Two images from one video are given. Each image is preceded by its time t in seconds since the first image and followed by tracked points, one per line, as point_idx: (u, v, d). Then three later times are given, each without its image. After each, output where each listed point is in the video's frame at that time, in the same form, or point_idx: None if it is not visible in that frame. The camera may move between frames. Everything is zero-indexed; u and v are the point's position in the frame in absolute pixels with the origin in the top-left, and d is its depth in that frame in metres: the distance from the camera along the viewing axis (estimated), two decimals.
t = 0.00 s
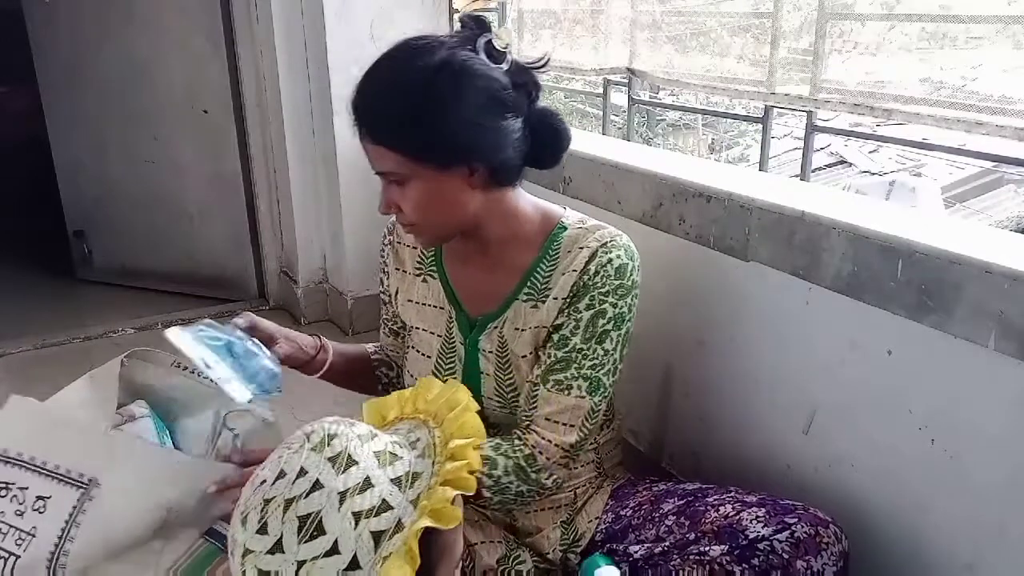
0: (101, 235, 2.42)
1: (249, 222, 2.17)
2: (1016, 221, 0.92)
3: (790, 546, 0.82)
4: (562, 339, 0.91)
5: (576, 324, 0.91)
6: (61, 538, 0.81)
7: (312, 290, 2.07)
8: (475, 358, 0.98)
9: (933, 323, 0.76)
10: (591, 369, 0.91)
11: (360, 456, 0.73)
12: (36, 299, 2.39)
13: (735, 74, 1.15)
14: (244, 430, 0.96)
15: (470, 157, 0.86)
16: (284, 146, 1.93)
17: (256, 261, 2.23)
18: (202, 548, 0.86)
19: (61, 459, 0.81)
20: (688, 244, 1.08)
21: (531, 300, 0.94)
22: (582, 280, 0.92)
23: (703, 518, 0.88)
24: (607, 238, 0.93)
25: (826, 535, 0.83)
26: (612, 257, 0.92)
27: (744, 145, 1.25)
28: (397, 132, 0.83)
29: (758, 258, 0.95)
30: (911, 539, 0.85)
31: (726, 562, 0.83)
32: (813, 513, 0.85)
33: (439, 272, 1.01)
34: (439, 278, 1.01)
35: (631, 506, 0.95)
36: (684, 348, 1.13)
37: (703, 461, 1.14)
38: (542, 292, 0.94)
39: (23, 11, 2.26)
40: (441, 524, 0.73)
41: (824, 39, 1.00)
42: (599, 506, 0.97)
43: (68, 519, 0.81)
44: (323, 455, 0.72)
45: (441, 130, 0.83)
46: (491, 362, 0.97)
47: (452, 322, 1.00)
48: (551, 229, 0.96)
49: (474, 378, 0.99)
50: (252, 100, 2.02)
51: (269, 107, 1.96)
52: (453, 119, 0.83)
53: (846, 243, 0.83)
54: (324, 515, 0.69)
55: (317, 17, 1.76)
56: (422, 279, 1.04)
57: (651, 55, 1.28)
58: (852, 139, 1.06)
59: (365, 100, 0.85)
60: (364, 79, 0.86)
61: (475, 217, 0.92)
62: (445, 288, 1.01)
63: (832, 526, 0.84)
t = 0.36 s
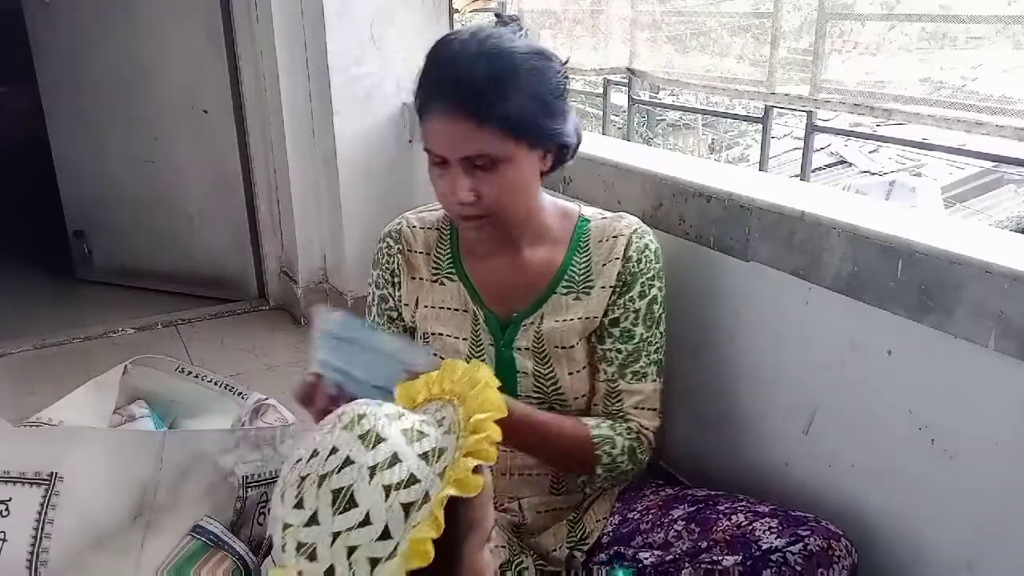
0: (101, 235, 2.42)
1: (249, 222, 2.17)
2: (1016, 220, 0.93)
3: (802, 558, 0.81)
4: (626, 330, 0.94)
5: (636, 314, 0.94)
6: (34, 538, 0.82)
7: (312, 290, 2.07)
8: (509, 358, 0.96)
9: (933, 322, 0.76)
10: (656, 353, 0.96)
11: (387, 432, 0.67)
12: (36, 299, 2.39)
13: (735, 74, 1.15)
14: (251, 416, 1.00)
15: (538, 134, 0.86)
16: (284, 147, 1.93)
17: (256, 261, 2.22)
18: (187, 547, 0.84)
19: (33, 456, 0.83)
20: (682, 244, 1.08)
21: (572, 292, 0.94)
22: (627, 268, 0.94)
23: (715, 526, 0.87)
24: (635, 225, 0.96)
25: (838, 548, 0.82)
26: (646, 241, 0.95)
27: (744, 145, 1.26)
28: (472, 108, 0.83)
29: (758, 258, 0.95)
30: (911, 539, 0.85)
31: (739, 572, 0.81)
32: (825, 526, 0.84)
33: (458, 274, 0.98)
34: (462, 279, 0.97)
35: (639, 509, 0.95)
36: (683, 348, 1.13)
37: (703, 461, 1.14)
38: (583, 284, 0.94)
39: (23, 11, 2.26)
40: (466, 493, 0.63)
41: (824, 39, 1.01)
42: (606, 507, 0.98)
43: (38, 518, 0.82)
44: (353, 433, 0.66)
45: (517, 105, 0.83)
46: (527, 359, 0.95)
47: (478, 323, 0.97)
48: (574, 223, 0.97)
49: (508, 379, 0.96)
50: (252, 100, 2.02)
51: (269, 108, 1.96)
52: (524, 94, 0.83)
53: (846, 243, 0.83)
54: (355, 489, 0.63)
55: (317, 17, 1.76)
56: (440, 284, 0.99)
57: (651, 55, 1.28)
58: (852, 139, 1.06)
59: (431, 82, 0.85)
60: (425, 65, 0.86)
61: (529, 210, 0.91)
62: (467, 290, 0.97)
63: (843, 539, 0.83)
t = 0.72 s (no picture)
0: (101, 234, 2.42)
1: (249, 222, 2.17)
2: (1016, 221, 0.92)
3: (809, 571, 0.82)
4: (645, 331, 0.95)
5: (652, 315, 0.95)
6: (35, 538, 0.82)
7: (312, 290, 2.07)
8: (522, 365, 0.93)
9: (933, 322, 0.76)
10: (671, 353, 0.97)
11: (441, 418, 0.66)
12: (35, 298, 2.39)
13: (735, 74, 1.15)
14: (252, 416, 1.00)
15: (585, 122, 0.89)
16: (284, 146, 1.93)
17: (256, 261, 2.22)
18: (188, 546, 0.85)
19: (30, 455, 0.83)
20: (682, 241, 1.07)
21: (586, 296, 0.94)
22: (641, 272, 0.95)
23: (721, 536, 0.89)
24: (645, 227, 0.97)
25: (845, 562, 0.83)
26: (658, 243, 0.96)
27: (744, 145, 1.25)
28: (536, 81, 0.85)
29: (758, 258, 0.95)
30: (910, 538, 0.85)
31: None
32: (832, 540, 0.85)
33: (467, 279, 0.95)
34: (473, 284, 0.95)
35: (643, 513, 0.96)
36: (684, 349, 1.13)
37: (702, 461, 1.15)
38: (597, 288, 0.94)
39: (23, 11, 2.25)
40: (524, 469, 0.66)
41: (824, 39, 1.01)
42: (608, 511, 0.97)
43: (38, 518, 0.82)
44: (408, 417, 0.66)
45: (575, 85, 0.86)
46: (539, 367, 0.93)
47: (488, 330, 0.94)
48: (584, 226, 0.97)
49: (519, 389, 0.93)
50: (252, 100, 2.02)
51: (269, 107, 1.96)
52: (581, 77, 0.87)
53: (846, 243, 0.83)
54: (412, 468, 0.63)
55: (317, 17, 1.76)
56: (448, 291, 0.96)
57: (651, 55, 1.28)
58: (852, 140, 1.06)
59: (483, 56, 0.86)
60: (471, 44, 0.87)
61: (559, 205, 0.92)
62: (478, 294, 0.94)
63: (850, 553, 0.84)
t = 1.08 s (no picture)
0: (101, 235, 2.43)
1: (249, 222, 2.17)
2: (1016, 221, 0.91)
3: None
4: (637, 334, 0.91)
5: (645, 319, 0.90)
6: (34, 538, 0.82)
7: (312, 290, 2.07)
8: (520, 368, 0.92)
9: (933, 322, 0.76)
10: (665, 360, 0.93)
11: (433, 441, 0.68)
12: (35, 299, 2.39)
13: (735, 74, 1.14)
14: (252, 416, 1.00)
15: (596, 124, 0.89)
16: (284, 146, 1.93)
17: (256, 261, 2.22)
18: (188, 546, 0.86)
19: (31, 455, 0.83)
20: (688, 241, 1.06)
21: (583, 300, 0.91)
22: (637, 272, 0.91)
23: (723, 539, 0.89)
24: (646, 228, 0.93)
25: (847, 567, 0.82)
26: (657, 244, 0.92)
27: (744, 145, 1.24)
28: (550, 78, 0.85)
29: (759, 258, 0.95)
30: (911, 538, 0.85)
31: None
32: (835, 545, 0.85)
33: (469, 282, 0.95)
34: (473, 288, 0.94)
35: (644, 514, 0.95)
36: (684, 349, 1.13)
37: (702, 461, 1.15)
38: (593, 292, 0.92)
39: (24, 12, 2.26)
40: (528, 502, 0.68)
41: (824, 39, 1.01)
42: (610, 511, 0.97)
43: (38, 518, 0.82)
44: (399, 441, 0.66)
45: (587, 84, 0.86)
46: (537, 372, 0.92)
47: (489, 334, 0.93)
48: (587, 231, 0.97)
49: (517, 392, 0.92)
50: (251, 100, 2.02)
51: (269, 107, 1.96)
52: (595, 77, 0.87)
53: (845, 243, 0.83)
54: (406, 496, 0.63)
55: (317, 17, 1.76)
56: (449, 293, 0.96)
57: (651, 55, 1.28)
58: (852, 139, 1.06)
59: (497, 53, 0.86)
60: (487, 42, 0.88)
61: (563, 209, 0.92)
62: (479, 297, 0.94)
63: (852, 558, 0.84)
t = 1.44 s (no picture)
0: (101, 235, 2.43)
1: (249, 222, 2.17)
2: (1017, 221, 0.91)
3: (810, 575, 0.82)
4: (632, 338, 0.91)
5: (640, 322, 0.90)
6: (34, 539, 0.82)
7: (312, 290, 2.07)
8: (514, 373, 0.91)
9: (933, 323, 0.76)
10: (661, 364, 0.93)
11: (415, 458, 0.69)
12: (35, 299, 2.39)
13: (735, 74, 1.14)
14: (252, 416, 1.00)
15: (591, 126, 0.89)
16: (284, 146, 1.93)
17: (256, 261, 2.22)
18: (189, 545, 0.85)
19: (29, 455, 0.82)
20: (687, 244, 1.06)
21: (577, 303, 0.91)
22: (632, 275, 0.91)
23: (722, 537, 0.91)
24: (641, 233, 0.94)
25: (847, 566, 0.83)
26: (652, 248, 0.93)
27: (744, 145, 1.23)
28: (542, 85, 0.84)
29: (758, 258, 0.95)
30: (911, 538, 0.85)
31: None
32: (835, 544, 0.85)
33: (463, 286, 0.94)
34: (467, 291, 0.94)
35: (644, 515, 0.99)
36: (684, 349, 1.13)
37: (703, 461, 1.15)
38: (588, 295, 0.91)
39: (24, 12, 2.26)
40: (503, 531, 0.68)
41: (824, 39, 1.01)
42: (610, 512, 0.94)
43: (37, 517, 0.82)
44: (380, 457, 0.68)
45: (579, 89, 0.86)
46: (532, 378, 0.91)
47: (483, 338, 0.92)
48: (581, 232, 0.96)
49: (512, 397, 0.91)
50: (251, 100, 2.02)
51: (269, 107, 1.96)
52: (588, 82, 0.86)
53: (846, 243, 0.83)
54: (382, 518, 0.66)
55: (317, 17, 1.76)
56: (443, 298, 0.96)
57: (651, 55, 1.28)
58: (852, 139, 1.06)
59: (489, 60, 0.86)
60: (479, 47, 0.88)
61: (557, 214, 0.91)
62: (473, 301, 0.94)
63: (852, 557, 0.84)
